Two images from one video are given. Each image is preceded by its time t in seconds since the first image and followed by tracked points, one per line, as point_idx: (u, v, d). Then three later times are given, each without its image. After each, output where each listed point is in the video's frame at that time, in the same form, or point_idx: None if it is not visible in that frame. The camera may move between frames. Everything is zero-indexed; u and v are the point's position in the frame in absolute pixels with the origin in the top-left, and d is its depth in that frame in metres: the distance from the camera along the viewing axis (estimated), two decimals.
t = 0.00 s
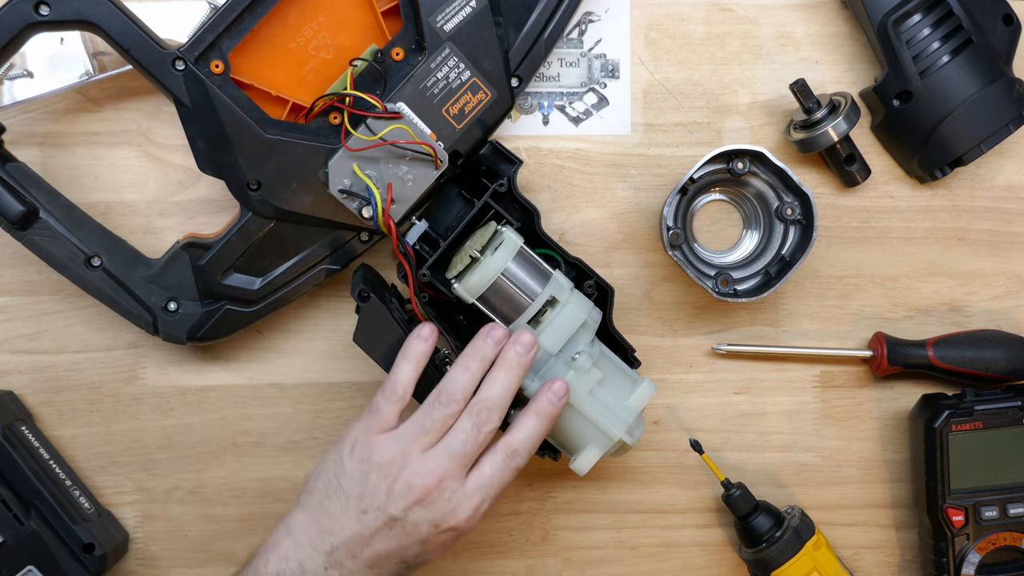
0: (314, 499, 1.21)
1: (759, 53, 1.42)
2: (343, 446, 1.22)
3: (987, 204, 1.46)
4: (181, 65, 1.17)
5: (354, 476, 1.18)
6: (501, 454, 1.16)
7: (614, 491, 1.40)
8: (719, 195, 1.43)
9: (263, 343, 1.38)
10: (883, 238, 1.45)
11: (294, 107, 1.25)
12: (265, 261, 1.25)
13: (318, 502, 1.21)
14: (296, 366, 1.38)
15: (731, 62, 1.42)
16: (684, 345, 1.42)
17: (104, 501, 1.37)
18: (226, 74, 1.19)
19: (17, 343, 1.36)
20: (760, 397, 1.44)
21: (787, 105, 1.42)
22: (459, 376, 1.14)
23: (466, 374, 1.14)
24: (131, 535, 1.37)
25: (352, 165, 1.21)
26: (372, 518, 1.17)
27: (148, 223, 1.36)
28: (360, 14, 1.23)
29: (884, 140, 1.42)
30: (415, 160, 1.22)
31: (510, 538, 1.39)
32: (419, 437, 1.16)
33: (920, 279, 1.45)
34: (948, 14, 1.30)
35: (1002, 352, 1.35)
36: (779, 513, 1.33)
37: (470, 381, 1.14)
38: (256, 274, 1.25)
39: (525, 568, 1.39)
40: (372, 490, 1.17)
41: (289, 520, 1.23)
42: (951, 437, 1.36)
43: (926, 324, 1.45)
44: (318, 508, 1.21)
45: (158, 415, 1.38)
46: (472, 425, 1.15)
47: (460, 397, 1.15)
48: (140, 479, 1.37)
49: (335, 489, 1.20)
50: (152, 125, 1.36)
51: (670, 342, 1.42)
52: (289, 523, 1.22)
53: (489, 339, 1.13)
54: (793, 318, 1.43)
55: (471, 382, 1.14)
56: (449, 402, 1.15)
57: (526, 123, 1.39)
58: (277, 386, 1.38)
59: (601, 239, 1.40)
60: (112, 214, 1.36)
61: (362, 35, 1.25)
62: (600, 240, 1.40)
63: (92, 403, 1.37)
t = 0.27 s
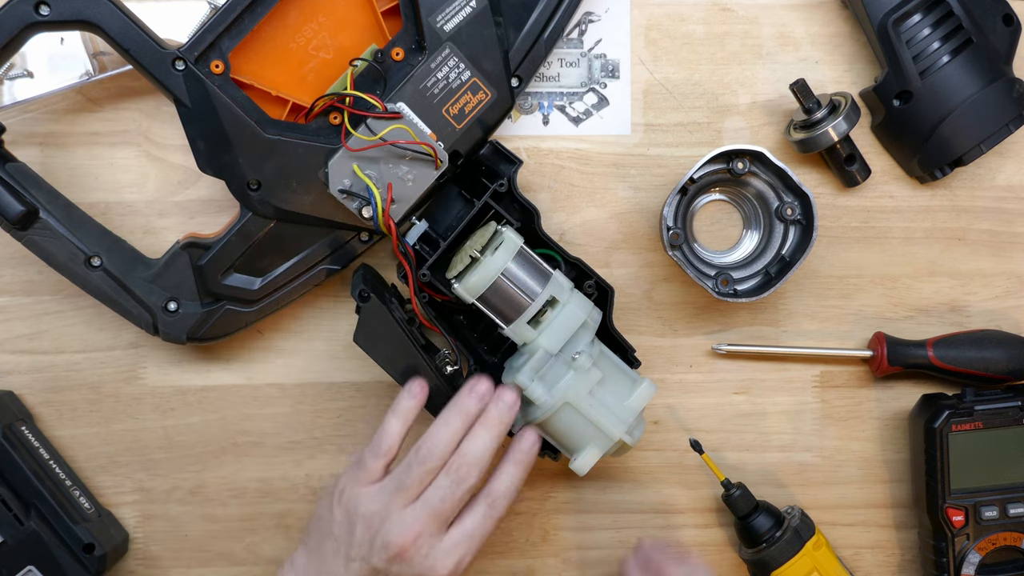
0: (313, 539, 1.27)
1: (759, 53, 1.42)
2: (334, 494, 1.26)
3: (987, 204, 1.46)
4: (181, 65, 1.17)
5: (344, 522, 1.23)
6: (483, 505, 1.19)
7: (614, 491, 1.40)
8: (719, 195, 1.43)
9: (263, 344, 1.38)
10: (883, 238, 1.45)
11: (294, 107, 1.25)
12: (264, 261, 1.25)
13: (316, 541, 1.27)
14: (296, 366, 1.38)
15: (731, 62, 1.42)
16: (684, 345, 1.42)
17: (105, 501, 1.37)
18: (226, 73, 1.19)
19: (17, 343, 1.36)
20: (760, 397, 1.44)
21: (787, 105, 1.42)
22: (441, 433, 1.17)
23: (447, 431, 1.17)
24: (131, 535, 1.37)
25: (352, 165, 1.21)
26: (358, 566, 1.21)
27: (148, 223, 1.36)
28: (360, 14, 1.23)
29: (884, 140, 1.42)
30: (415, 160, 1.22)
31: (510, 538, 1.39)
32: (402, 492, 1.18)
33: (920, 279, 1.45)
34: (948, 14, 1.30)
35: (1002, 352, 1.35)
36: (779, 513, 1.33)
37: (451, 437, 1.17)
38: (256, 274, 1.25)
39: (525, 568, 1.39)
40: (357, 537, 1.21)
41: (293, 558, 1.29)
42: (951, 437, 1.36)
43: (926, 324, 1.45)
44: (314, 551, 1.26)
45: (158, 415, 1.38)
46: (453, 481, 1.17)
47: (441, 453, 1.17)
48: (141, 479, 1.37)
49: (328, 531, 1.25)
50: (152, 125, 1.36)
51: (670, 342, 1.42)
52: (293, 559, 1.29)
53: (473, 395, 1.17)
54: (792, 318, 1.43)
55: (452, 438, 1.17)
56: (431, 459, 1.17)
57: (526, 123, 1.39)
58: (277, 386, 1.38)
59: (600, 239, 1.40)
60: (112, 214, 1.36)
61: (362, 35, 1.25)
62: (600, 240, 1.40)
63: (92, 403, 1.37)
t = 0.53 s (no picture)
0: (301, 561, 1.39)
1: (759, 53, 1.42)
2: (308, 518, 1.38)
3: (987, 204, 1.46)
4: (181, 65, 1.17)
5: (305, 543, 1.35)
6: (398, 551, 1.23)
7: (614, 491, 1.40)
8: (719, 195, 1.43)
9: (263, 344, 1.38)
10: (884, 238, 1.45)
11: (294, 107, 1.25)
12: (264, 262, 1.25)
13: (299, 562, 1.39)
14: (296, 366, 1.38)
15: (731, 62, 1.42)
16: (684, 346, 1.42)
17: (104, 501, 1.37)
18: (226, 73, 1.19)
19: (18, 343, 1.36)
20: (760, 397, 1.44)
21: (787, 105, 1.42)
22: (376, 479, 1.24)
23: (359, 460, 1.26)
24: (131, 535, 1.37)
25: (352, 165, 1.21)
26: None
27: (148, 223, 1.36)
28: (360, 14, 1.23)
29: (884, 140, 1.42)
30: (415, 160, 1.22)
31: (510, 538, 1.40)
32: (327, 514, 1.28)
33: (920, 279, 1.45)
34: (948, 14, 1.30)
35: (1002, 352, 1.35)
36: (779, 513, 1.33)
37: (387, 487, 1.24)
38: (256, 274, 1.25)
39: (525, 568, 1.40)
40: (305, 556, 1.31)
41: None
42: (951, 437, 1.36)
43: (926, 324, 1.45)
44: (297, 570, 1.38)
45: (158, 415, 1.38)
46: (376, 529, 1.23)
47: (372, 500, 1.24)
48: (140, 479, 1.37)
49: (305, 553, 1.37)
50: (152, 125, 1.36)
51: (670, 342, 1.42)
52: None
53: (416, 456, 1.24)
54: (793, 318, 1.43)
55: (386, 484, 1.24)
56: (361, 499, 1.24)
57: (526, 123, 1.39)
58: (277, 386, 1.38)
59: (600, 239, 1.40)
60: (112, 214, 1.36)
61: (362, 35, 1.25)
62: (600, 240, 1.40)
63: (92, 403, 1.37)
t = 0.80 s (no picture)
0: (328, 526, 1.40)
1: (759, 53, 1.42)
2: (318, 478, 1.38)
3: (988, 204, 1.46)
4: (183, 60, 1.17)
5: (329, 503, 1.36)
6: (424, 490, 1.32)
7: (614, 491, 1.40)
8: (719, 195, 1.43)
9: (263, 343, 1.38)
10: (884, 238, 1.44)
11: (294, 105, 1.24)
12: (263, 260, 1.25)
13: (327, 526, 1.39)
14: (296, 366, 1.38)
15: (731, 62, 1.42)
16: (683, 346, 1.42)
17: (104, 501, 1.37)
18: (227, 70, 1.19)
19: (18, 343, 1.36)
20: (760, 397, 1.44)
21: (787, 105, 1.42)
22: (367, 407, 1.33)
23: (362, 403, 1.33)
24: (131, 535, 1.38)
25: (352, 163, 1.21)
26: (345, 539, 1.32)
27: (148, 223, 1.36)
28: (362, 13, 1.23)
29: (884, 140, 1.42)
30: (416, 160, 1.22)
31: (510, 538, 1.40)
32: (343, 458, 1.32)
33: (920, 279, 1.45)
34: (948, 14, 1.30)
35: (1002, 352, 1.35)
36: (784, 511, 1.33)
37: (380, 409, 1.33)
38: (254, 272, 1.26)
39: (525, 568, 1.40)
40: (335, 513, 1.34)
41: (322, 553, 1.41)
42: (951, 437, 1.36)
43: (927, 324, 1.45)
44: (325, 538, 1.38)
45: (158, 415, 1.38)
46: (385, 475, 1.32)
47: (373, 423, 1.33)
48: (140, 479, 1.37)
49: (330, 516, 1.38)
50: (152, 125, 1.36)
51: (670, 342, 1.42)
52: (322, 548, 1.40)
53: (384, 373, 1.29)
54: (792, 318, 1.43)
55: (378, 411, 1.32)
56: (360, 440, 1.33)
57: (526, 123, 1.39)
58: (277, 386, 1.38)
59: (600, 239, 1.40)
60: (112, 214, 1.36)
61: (363, 34, 1.24)
62: (600, 240, 1.40)
63: (92, 403, 1.37)
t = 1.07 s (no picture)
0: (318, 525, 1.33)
1: (759, 53, 1.42)
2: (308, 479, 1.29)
3: (988, 204, 1.46)
4: (184, 59, 1.17)
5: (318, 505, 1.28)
6: (417, 490, 1.17)
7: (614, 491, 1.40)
8: (719, 195, 1.43)
9: (263, 343, 1.38)
10: (884, 238, 1.45)
11: (294, 104, 1.25)
12: (262, 258, 1.25)
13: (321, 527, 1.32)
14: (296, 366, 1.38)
15: (731, 62, 1.42)
16: (683, 346, 1.42)
17: (104, 501, 1.37)
18: (227, 69, 1.19)
19: (17, 343, 1.36)
20: (760, 397, 1.44)
21: (787, 105, 1.42)
22: (360, 402, 1.15)
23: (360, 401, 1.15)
24: (131, 535, 1.37)
25: (352, 163, 1.21)
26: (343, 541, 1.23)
27: (148, 223, 1.36)
28: (364, 12, 1.23)
29: (884, 140, 1.42)
30: (415, 160, 1.22)
31: (510, 538, 1.39)
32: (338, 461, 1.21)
33: (920, 279, 1.45)
34: (949, 14, 1.30)
35: (1002, 352, 1.35)
36: (786, 510, 1.33)
37: (374, 405, 1.15)
38: (253, 270, 1.25)
39: (525, 568, 1.39)
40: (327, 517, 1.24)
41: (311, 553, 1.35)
42: (951, 437, 1.36)
43: (927, 324, 1.45)
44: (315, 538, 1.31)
45: (158, 415, 1.38)
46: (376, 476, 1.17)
47: (365, 422, 1.15)
48: (140, 479, 1.37)
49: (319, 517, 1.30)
50: (152, 125, 1.36)
51: (670, 342, 1.42)
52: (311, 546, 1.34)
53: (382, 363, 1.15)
54: (793, 318, 1.43)
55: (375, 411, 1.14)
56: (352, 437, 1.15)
57: (526, 123, 1.39)
58: (277, 386, 1.38)
59: (600, 239, 1.40)
60: (112, 214, 1.36)
61: (364, 34, 1.25)
62: (600, 240, 1.40)
63: (92, 403, 1.37)
